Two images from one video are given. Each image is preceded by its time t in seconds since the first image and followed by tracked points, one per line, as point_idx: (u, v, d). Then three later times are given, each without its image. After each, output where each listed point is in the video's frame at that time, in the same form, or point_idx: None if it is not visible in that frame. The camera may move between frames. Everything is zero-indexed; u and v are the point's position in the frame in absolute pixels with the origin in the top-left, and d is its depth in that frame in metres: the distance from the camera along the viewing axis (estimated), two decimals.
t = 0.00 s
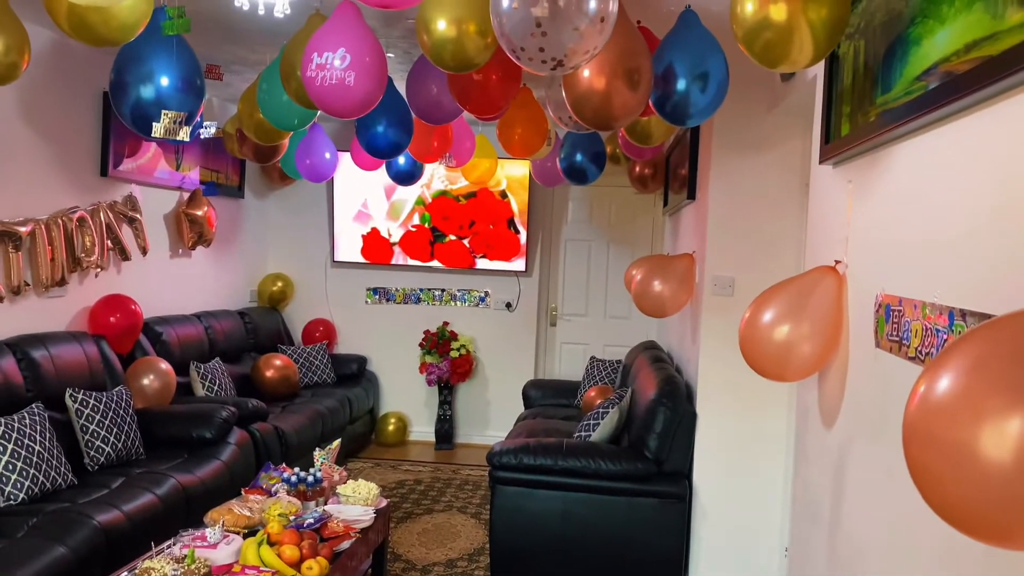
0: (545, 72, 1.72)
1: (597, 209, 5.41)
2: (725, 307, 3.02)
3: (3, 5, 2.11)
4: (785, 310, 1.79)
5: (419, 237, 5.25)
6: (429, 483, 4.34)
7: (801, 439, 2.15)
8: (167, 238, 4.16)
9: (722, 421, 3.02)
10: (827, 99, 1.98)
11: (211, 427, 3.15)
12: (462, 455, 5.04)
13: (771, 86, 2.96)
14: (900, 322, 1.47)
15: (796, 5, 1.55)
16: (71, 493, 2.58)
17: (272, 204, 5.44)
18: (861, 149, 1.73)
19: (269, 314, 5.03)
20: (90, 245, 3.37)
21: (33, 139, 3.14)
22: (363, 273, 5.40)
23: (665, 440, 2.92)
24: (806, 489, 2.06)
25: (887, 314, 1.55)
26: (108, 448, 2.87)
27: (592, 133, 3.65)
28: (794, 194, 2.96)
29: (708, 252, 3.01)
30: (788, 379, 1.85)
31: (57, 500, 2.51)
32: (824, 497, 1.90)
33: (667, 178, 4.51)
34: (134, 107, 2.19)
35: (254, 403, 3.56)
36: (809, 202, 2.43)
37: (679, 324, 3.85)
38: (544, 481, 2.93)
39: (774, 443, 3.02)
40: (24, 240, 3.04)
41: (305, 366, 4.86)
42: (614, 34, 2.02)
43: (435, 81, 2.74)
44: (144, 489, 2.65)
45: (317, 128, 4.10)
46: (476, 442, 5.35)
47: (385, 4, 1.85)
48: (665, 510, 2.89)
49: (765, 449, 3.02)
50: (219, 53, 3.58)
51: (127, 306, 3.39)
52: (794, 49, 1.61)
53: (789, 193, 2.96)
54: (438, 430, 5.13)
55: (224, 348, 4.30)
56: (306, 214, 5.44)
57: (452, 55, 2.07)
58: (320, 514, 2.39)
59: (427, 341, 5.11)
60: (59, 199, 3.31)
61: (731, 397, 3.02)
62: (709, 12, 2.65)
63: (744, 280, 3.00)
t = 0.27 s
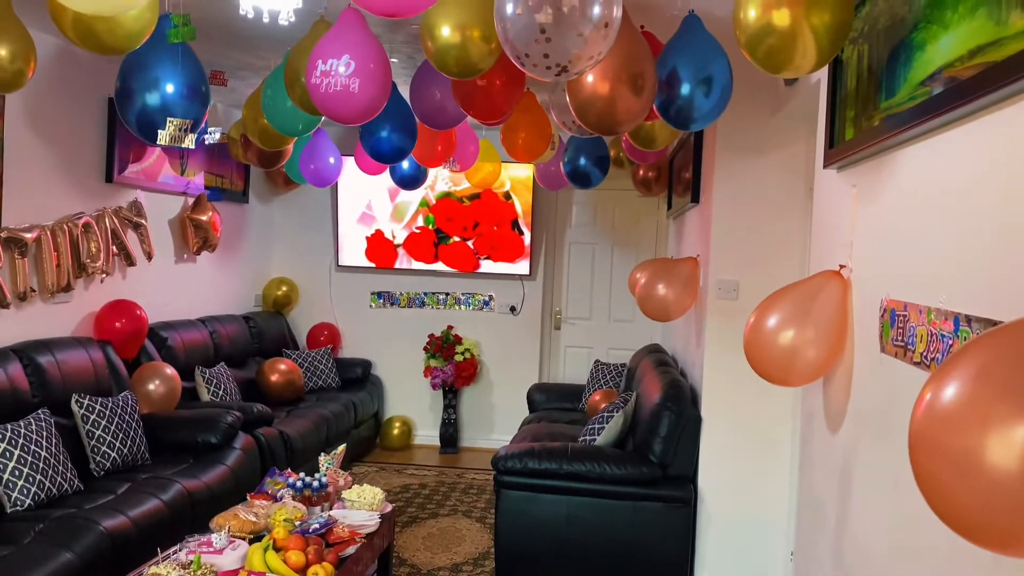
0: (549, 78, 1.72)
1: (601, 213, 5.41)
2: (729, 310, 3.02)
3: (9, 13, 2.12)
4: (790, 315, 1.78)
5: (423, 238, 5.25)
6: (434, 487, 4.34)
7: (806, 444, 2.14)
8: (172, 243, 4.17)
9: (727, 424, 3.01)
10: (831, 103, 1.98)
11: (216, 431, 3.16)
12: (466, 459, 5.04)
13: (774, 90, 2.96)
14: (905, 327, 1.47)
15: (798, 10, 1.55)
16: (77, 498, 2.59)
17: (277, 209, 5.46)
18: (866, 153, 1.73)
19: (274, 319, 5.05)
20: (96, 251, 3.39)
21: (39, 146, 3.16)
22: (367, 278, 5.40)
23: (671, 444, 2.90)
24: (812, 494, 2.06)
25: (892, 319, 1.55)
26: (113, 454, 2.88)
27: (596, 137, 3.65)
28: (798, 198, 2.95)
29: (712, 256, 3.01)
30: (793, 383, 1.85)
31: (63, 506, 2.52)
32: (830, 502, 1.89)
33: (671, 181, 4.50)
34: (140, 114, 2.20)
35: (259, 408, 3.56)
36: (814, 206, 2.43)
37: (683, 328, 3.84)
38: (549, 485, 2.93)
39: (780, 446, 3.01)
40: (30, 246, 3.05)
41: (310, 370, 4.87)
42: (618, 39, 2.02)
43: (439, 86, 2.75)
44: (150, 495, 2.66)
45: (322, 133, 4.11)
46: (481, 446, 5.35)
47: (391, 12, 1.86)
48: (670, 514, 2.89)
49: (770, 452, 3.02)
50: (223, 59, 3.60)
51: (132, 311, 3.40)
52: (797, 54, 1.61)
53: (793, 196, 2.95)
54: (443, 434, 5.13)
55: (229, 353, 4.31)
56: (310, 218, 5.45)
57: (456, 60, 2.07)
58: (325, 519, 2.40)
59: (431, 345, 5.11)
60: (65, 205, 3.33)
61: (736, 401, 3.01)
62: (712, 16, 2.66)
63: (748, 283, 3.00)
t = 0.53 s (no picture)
0: (556, 80, 1.73)
1: (604, 213, 5.42)
2: (734, 311, 3.02)
3: (18, 16, 2.13)
4: (795, 315, 1.79)
5: (427, 237, 5.26)
6: (439, 488, 4.35)
7: (812, 444, 2.15)
8: (177, 244, 4.19)
9: (732, 424, 3.02)
10: (837, 104, 1.99)
11: (222, 432, 3.17)
12: (471, 460, 5.05)
13: (779, 91, 2.97)
14: (912, 327, 1.47)
15: (804, 12, 1.56)
16: (84, 499, 2.60)
17: (281, 210, 5.47)
18: (872, 154, 1.74)
19: (278, 319, 5.06)
20: (102, 252, 3.40)
21: (46, 148, 3.18)
22: (371, 278, 5.42)
23: (675, 444, 2.92)
24: (817, 494, 2.06)
25: (898, 319, 1.55)
26: (120, 454, 2.89)
27: (600, 138, 3.65)
28: (802, 198, 2.96)
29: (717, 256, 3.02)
30: (798, 383, 1.85)
31: (71, 506, 2.53)
32: (836, 502, 1.90)
33: (675, 181, 4.51)
34: (148, 117, 2.22)
35: (265, 409, 3.57)
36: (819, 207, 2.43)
37: (687, 328, 3.85)
38: (554, 485, 2.93)
39: (785, 446, 3.01)
40: (37, 248, 3.07)
41: (314, 371, 4.88)
42: (624, 41, 2.03)
43: (444, 87, 2.75)
44: (157, 495, 2.67)
45: (326, 134, 4.11)
46: (485, 446, 5.36)
47: (400, 15, 1.87)
48: (675, 514, 2.89)
49: (775, 452, 3.02)
50: (229, 61, 3.62)
51: (138, 312, 3.41)
52: (803, 55, 1.61)
53: (798, 197, 2.96)
54: (447, 434, 5.14)
55: (234, 354, 4.33)
56: (314, 220, 5.46)
57: (461, 62, 2.08)
58: (332, 519, 2.40)
59: (435, 346, 5.12)
60: (71, 207, 3.34)
61: (741, 401, 3.01)
62: (716, 17, 2.66)
63: (753, 283, 3.00)
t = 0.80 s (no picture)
0: (559, 76, 1.73)
1: (606, 210, 5.41)
2: (736, 308, 3.02)
3: (20, 13, 2.13)
4: (799, 312, 1.79)
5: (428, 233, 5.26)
6: (440, 485, 4.35)
7: (814, 440, 2.15)
8: (179, 241, 4.19)
9: (733, 421, 3.02)
10: (839, 101, 1.98)
11: (225, 430, 3.18)
12: (472, 457, 5.05)
13: (781, 87, 2.96)
14: (915, 323, 1.47)
15: (808, 9, 1.56)
16: (87, 496, 2.60)
17: (282, 207, 5.47)
18: (875, 150, 1.74)
19: (280, 317, 5.06)
20: (104, 250, 3.40)
21: (48, 146, 3.18)
22: (372, 276, 5.42)
23: (677, 441, 2.92)
24: (820, 491, 2.06)
25: (902, 316, 1.55)
26: (122, 452, 2.90)
27: (602, 134, 3.65)
28: (804, 195, 2.96)
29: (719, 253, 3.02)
30: (801, 380, 1.85)
31: (74, 504, 2.54)
32: (839, 498, 1.90)
33: (676, 178, 4.50)
34: (151, 115, 2.22)
35: (267, 406, 3.57)
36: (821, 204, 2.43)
37: (689, 325, 3.85)
38: (556, 482, 2.94)
39: (786, 443, 3.02)
40: (38, 246, 3.06)
41: (316, 368, 4.88)
42: (627, 38, 2.03)
43: (446, 84, 2.75)
44: (160, 493, 2.67)
45: (327, 131, 4.11)
46: (486, 443, 5.36)
47: (404, 12, 1.87)
48: (678, 511, 2.90)
49: (777, 449, 3.02)
50: (230, 59, 3.62)
51: (140, 310, 3.41)
52: (807, 52, 1.61)
53: (800, 194, 2.96)
54: (448, 432, 5.14)
55: (236, 351, 4.33)
56: (316, 217, 5.46)
57: (464, 59, 2.08)
58: (335, 517, 2.41)
59: (437, 343, 5.12)
60: (73, 205, 3.34)
61: (745, 398, 3.01)
62: (718, 14, 2.66)
63: (755, 280, 3.00)
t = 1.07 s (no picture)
0: (562, 70, 1.72)
1: (607, 205, 5.41)
2: (738, 302, 3.02)
3: (21, 7, 2.13)
4: (801, 306, 1.79)
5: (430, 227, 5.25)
6: (442, 479, 4.36)
7: (817, 435, 2.15)
8: (180, 236, 4.19)
9: (735, 416, 3.02)
10: (842, 94, 1.98)
11: (227, 424, 3.18)
12: (474, 451, 5.06)
13: (783, 81, 2.96)
14: (918, 318, 1.47)
15: (811, 3, 1.55)
16: (90, 490, 2.61)
17: (284, 202, 5.47)
18: (878, 144, 1.73)
19: (282, 311, 5.07)
20: (106, 245, 3.41)
21: (49, 140, 3.17)
22: (374, 270, 5.42)
23: (679, 435, 2.93)
24: (822, 485, 2.06)
25: (904, 310, 1.55)
26: (125, 446, 2.91)
27: (603, 128, 3.64)
28: (806, 189, 2.95)
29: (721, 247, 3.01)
30: (803, 374, 1.85)
31: (77, 497, 2.55)
32: (841, 492, 1.90)
33: (678, 172, 4.50)
34: (153, 109, 2.21)
35: (269, 400, 3.57)
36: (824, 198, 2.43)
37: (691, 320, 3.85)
38: (558, 476, 2.94)
39: (788, 437, 3.02)
40: (41, 240, 3.07)
41: (318, 362, 4.89)
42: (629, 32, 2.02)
43: (448, 78, 2.75)
44: (163, 487, 2.68)
45: (328, 126, 4.10)
46: (488, 437, 5.37)
47: (407, 6, 1.86)
48: (679, 505, 2.90)
49: (778, 444, 3.03)
50: (232, 53, 3.61)
51: (142, 305, 3.42)
52: (809, 47, 1.61)
53: (802, 188, 2.95)
54: (450, 426, 5.15)
55: (238, 345, 4.33)
56: (317, 211, 5.46)
57: (466, 54, 2.07)
58: (338, 511, 2.42)
59: (438, 338, 5.12)
60: (74, 199, 3.34)
61: (747, 392, 3.02)
62: (721, 7, 2.65)
63: (757, 275, 3.00)
